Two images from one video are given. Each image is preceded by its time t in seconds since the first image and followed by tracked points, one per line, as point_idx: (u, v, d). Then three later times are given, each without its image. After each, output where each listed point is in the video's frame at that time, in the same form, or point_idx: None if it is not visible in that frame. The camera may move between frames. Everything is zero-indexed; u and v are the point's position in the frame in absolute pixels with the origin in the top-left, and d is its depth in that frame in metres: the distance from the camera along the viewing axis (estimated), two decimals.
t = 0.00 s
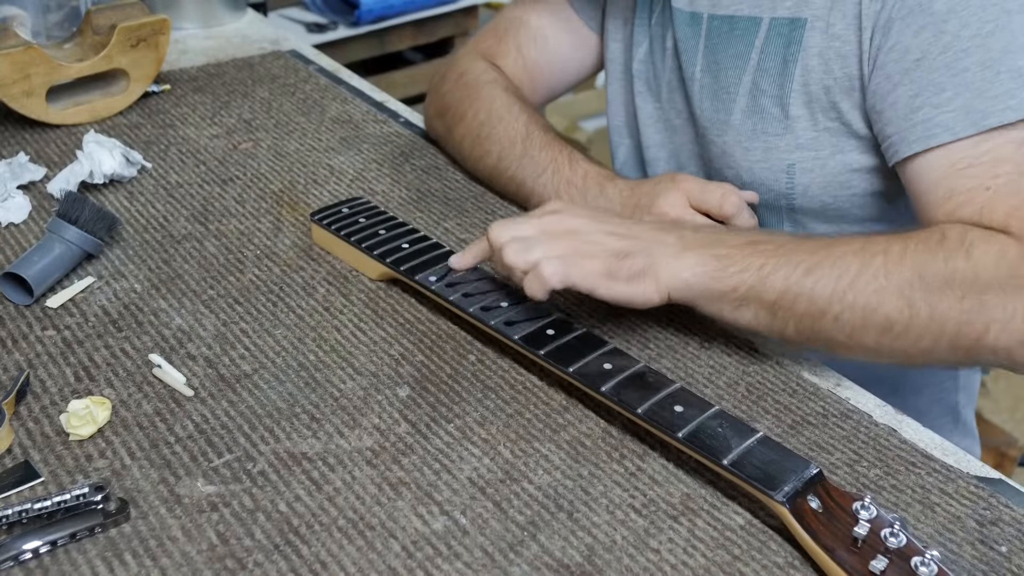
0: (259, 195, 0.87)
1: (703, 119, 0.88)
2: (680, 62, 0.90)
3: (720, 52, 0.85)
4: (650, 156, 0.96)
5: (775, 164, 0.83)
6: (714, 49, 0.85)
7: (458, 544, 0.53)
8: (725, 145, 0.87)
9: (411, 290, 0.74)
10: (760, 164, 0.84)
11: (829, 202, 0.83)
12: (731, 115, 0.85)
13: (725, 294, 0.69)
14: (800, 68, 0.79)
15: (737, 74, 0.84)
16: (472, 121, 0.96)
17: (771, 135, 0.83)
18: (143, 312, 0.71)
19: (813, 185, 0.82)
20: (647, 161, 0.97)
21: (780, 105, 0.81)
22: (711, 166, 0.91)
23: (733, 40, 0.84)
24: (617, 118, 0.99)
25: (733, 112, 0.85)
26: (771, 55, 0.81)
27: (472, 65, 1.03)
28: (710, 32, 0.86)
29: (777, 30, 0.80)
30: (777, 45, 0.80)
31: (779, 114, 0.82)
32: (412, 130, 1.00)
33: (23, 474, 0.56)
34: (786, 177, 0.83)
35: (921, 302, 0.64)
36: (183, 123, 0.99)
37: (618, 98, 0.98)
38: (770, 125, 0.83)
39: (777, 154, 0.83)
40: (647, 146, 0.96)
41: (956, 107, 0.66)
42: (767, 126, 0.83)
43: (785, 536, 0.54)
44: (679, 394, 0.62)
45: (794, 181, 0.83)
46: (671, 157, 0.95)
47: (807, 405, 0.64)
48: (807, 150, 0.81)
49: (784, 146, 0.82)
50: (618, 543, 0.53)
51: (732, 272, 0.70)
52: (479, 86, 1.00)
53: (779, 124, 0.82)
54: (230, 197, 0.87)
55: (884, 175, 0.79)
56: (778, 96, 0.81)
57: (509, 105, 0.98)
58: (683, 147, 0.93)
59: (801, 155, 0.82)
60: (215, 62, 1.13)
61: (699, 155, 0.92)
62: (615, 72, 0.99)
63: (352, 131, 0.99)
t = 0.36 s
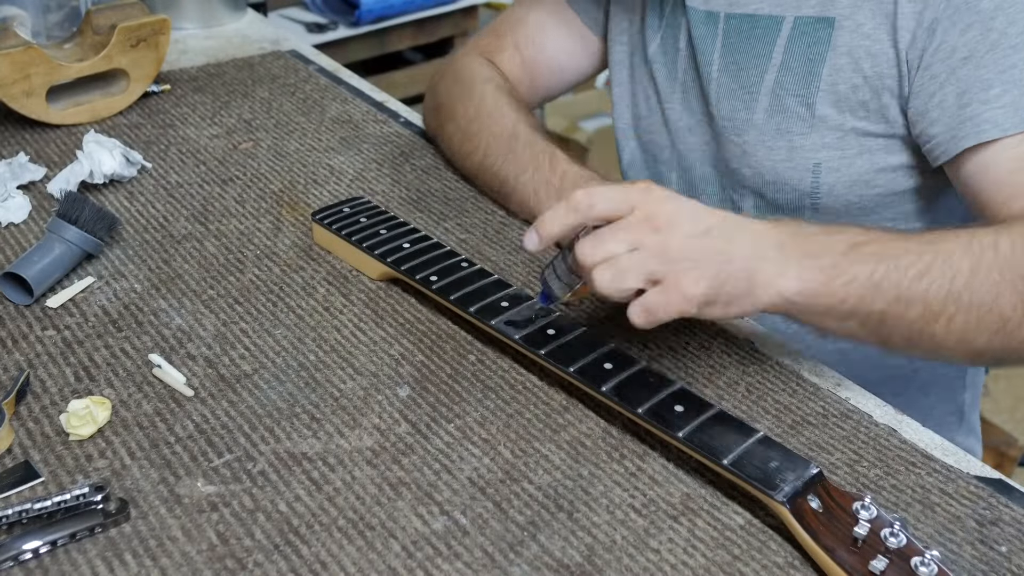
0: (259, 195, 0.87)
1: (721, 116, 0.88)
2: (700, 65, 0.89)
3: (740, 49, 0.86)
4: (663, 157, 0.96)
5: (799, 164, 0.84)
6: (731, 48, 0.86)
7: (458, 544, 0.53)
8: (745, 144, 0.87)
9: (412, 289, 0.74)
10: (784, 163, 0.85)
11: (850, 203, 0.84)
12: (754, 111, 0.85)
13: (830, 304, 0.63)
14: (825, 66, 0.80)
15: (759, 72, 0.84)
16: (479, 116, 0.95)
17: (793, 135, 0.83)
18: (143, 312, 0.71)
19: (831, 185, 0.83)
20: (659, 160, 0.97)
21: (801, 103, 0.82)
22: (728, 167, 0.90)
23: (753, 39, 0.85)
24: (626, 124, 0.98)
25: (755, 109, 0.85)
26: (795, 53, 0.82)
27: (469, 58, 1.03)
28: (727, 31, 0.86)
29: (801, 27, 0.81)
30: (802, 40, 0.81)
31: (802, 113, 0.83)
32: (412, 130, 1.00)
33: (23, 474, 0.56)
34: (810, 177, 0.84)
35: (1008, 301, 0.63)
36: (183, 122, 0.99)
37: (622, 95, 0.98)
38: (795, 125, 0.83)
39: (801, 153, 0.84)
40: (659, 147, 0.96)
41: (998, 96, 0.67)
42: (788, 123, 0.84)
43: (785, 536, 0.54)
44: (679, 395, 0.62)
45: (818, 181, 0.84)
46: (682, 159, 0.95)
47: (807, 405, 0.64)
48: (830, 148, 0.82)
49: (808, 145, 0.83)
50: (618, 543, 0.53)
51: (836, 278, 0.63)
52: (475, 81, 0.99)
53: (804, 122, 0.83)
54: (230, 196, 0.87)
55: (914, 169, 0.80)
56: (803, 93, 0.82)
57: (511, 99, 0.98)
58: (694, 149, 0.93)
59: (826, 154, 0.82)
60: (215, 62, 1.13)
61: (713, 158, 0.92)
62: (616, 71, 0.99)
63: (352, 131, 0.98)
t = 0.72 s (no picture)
0: (259, 195, 0.87)
1: (690, 124, 0.84)
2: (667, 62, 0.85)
3: (708, 50, 0.81)
4: (638, 158, 0.91)
5: (774, 169, 0.80)
6: (699, 52, 0.82)
7: (458, 544, 0.53)
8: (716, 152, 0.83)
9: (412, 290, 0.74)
10: (761, 171, 0.81)
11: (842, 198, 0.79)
12: (726, 119, 0.81)
13: (823, 331, 0.62)
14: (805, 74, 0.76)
15: (728, 79, 0.80)
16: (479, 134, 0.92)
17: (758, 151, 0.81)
18: (143, 312, 0.71)
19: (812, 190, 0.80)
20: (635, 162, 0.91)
21: (802, 108, 0.77)
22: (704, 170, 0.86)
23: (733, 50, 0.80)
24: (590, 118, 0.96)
25: (726, 118, 0.81)
26: (766, 61, 0.78)
27: (455, 75, 0.98)
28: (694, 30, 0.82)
29: (773, 32, 0.76)
30: (768, 47, 0.77)
31: (773, 121, 0.79)
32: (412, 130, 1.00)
33: (24, 474, 0.56)
34: (787, 183, 0.81)
35: (961, 277, 0.62)
36: (183, 123, 0.99)
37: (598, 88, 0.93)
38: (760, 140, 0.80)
39: (778, 160, 0.80)
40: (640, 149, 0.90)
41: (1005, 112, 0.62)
42: (763, 132, 0.80)
43: (785, 536, 0.54)
44: (679, 394, 0.62)
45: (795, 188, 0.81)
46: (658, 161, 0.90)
47: (807, 405, 0.64)
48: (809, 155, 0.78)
49: (781, 152, 0.79)
50: (618, 543, 0.53)
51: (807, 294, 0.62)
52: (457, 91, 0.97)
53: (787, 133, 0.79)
54: (230, 197, 0.87)
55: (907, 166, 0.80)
56: (773, 99, 0.78)
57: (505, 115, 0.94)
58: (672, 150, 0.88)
59: (800, 160, 0.79)
60: (215, 62, 1.13)
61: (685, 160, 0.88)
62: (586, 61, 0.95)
63: (352, 131, 0.98)
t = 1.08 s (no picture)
0: (259, 195, 0.87)
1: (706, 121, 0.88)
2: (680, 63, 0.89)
3: (744, 51, 0.84)
4: (646, 157, 0.93)
5: (808, 165, 0.83)
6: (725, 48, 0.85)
7: (458, 544, 0.53)
8: (749, 151, 0.86)
9: (412, 290, 0.74)
10: (792, 165, 0.84)
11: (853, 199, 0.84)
12: (762, 109, 0.84)
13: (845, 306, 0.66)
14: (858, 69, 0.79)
15: (799, 82, 0.82)
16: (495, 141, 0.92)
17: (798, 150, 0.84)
18: (142, 312, 0.71)
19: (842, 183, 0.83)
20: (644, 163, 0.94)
21: (852, 105, 0.80)
22: (720, 171, 0.89)
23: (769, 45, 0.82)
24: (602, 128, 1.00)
25: (757, 111, 0.84)
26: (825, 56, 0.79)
27: (455, 75, 0.99)
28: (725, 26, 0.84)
29: (808, 26, 0.80)
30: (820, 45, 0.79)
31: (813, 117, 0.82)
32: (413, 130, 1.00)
33: (24, 474, 0.56)
34: (819, 179, 0.84)
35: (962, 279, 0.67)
36: (183, 123, 0.99)
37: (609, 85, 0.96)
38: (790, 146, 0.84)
39: (808, 152, 0.83)
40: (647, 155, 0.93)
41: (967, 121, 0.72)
42: (869, 139, 0.81)
43: (785, 536, 0.54)
44: (680, 394, 0.61)
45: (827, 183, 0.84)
46: (665, 162, 0.92)
47: (807, 405, 0.64)
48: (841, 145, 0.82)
49: (816, 145, 0.83)
50: (618, 543, 0.53)
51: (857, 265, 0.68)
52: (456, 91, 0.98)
53: (833, 140, 0.82)
54: (230, 197, 0.87)
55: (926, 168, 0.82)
56: (808, 94, 0.81)
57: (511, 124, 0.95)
58: (680, 150, 0.91)
59: (836, 155, 0.82)
60: (215, 62, 1.13)
61: (693, 161, 0.91)
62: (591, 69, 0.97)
63: (352, 131, 0.99)
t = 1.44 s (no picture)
0: (259, 195, 0.87)
1: (765, 120, 0.90)
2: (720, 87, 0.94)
3: (790, 37, 0.90)
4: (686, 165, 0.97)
5: (891, 190, 0.84)
6: (775, 47, 0.91)
7: (458, 544, 0.53)
8: (780, 154, 0.90)
9: (412, 289, 0.74)
10: (873, 183, 0.85)
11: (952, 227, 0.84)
12: (798, 116, 0.88)
13: None
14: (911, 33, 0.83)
15: (864, 87, 0.85)
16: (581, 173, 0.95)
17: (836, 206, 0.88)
18: (143, 312, 0.71)
19: (926, 216, 0.84)
20: (712, 148, 0.95)
21: (875, 133, 0.85)
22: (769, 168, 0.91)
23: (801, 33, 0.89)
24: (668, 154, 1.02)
25: (852, 126, 0.85)
26: (858, 62, 0.85)
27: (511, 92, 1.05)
28: (769, 43, 0.91)
29: (928, 54, 0.82)
30: (878, 57, 0.84)
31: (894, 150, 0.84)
32: (413, 130, 1.00)
33: (23, 474, 0.56)
34: (899, 204, 0.84)
35: None
36: (183, 122, 0.99)
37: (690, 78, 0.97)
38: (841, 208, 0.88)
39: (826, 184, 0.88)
40: (709, 127, 0.95)
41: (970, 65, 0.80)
42: (890, 149, 0.84)
43: (785, 536, 0.54)
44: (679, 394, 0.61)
45: (905, 211, 0.84)
46: (738, 151, 0.93)
47: (807, 405, 0.64)
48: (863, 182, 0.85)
49: (906, 171, 0.83)
50: (618, 543, 0.53)
51: None
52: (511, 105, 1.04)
53: (885, 157, 0.84)
54: (230, 197, 0.87)
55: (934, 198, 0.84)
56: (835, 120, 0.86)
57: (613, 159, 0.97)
58: (754, 144, 0.91)
59: (921, 184, 0.83)
60: (215, 62, 1.13)
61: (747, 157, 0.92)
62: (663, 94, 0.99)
63: (352, 131, 0.99)
